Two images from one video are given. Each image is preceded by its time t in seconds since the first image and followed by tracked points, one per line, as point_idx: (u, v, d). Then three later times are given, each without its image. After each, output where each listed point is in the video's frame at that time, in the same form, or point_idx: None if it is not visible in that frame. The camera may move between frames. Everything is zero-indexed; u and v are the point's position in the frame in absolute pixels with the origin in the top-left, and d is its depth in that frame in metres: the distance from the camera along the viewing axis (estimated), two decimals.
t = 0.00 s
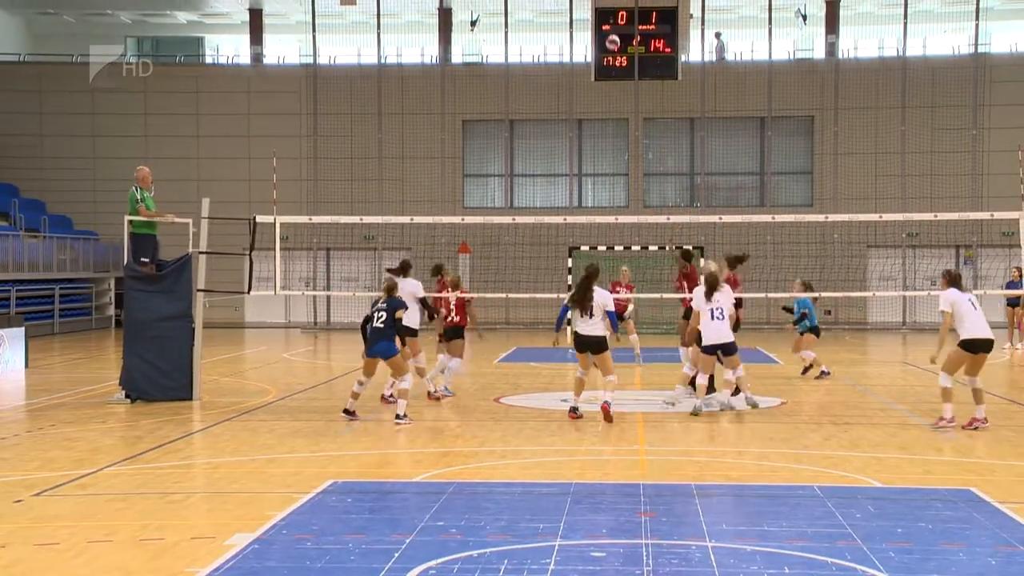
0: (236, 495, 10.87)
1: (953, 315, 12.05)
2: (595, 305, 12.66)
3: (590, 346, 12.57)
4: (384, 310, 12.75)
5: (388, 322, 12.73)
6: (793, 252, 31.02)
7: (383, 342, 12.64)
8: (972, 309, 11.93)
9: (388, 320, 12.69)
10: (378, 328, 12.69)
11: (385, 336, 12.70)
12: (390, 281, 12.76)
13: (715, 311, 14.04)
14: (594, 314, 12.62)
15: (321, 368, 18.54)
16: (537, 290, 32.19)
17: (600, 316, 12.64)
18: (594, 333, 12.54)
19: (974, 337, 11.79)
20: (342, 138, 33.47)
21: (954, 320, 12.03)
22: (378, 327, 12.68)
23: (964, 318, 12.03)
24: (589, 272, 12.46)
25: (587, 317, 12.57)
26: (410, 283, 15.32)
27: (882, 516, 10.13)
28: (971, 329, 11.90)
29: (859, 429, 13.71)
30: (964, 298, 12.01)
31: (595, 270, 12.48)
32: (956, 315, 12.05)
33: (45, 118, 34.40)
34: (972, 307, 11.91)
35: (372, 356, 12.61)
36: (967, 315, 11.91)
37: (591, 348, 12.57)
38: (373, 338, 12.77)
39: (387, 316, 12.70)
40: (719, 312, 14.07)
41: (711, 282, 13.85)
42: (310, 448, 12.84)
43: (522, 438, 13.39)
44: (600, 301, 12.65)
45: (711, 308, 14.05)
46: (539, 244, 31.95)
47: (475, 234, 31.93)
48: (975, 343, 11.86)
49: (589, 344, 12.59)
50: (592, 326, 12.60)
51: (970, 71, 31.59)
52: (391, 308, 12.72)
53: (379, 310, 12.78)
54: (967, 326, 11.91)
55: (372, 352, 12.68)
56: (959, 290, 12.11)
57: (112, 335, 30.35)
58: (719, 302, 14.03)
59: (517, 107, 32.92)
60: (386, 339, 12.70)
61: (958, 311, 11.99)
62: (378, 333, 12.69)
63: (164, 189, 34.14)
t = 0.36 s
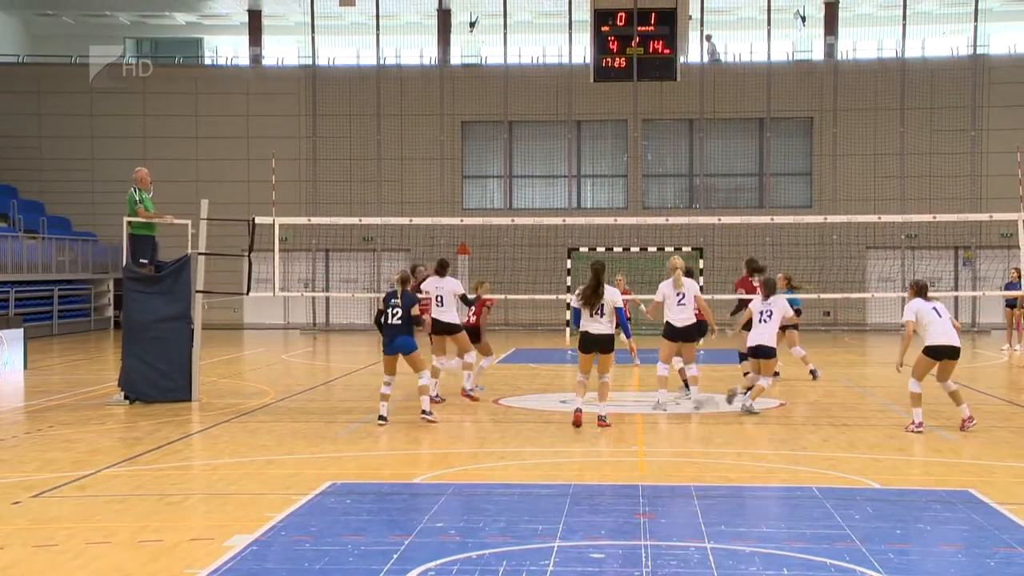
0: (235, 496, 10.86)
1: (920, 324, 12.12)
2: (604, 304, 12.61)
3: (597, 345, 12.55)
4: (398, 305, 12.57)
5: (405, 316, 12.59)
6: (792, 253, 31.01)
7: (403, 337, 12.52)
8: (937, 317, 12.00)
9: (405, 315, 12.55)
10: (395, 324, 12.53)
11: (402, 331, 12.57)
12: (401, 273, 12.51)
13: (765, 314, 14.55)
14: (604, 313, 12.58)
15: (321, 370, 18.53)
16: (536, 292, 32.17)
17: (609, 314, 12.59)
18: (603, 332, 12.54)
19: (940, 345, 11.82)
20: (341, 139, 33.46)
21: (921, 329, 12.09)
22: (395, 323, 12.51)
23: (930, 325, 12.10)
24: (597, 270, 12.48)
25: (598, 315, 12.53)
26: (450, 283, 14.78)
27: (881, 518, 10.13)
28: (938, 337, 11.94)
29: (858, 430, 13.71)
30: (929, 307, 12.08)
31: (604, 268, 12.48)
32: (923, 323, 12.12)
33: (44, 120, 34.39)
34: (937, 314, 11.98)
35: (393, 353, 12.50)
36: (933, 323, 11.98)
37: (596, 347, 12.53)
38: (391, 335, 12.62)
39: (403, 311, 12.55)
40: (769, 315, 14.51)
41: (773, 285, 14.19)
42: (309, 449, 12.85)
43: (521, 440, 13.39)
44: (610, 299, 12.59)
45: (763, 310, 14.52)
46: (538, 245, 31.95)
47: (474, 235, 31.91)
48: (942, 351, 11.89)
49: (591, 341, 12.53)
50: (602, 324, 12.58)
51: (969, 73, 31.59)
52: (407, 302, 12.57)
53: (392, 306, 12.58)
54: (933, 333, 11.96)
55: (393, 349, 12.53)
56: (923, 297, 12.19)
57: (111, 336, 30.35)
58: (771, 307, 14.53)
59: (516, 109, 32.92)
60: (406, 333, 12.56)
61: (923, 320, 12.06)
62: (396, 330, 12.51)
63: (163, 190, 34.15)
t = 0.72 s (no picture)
0: (228, 503, 10.84)
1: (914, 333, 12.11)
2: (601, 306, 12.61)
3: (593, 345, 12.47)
4: (417, 311, 12.53)
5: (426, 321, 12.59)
6: (785, 260, 31.05)
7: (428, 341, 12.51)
8: (930, 327, 11.98)
9: (427, 320, 12.56)
10: (415, 330, 12.46)
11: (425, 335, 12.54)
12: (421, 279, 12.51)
13: (822, 317, 14.31)
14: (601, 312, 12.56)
15: (314, 377, 18.52)
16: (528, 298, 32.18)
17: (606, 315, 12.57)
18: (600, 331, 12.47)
19: (933, 355, 11.82)
20: (334, 146, 33.44)
21: (914, 338, 12.08)
22: (418, 328, 12.46)
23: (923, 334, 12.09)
24: (590, 269, 12.56)
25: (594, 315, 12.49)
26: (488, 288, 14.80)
27: (874, 524, 10.13)
28: (930, 347, 11.94)
29: (851, 437, 13.73)
30: (923, 317, 12.07)
31: (596, 268, 12.57)
32: (916, 332, 12.10)
33: (37, 126, 34.37)
34: (931, 325, 11.96)
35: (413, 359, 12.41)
36: (926, 333, 11.97)
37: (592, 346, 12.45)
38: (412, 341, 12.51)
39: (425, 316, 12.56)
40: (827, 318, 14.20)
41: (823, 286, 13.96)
42: (302, 456, 12.83)
43: (514, 446, 13.40)
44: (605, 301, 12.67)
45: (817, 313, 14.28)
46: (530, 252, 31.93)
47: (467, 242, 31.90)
48: (935, 361, 11.90)
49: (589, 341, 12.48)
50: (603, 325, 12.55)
51: (962, 80, 31.65)
52: (428, 308, 12.60)
53: (413, 312, 12.51)
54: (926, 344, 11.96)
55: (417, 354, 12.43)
56: (918, 307, 12.18)
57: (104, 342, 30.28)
58: (826, 310, 14.26)
59: (510, 115, 32.93)
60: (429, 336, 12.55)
61: (916, 330, 12.04)
62: (420, 335, 12.47)
63: (157, 196, 34.13)
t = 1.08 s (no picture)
0: (214, 507, 10.81)
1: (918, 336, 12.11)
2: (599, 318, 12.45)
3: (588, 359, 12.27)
4: (396, 319, 12.46)
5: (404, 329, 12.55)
6: (772, 264, 31.15)
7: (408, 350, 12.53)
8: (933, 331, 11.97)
9: (405, 328, 12.52)
10: (393, 339, 12.43)
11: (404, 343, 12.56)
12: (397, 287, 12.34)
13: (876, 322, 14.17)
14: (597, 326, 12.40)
15: (303, 380, 18.49)
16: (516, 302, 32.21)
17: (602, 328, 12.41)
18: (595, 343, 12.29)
19: (936, 357, 11.75)
20: (323, 149, 33.39)
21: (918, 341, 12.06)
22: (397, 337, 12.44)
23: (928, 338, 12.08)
24: (588, 279, 12.46)
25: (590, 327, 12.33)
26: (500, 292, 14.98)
27: (862, 528, 10.14)
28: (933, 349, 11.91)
29: (838, 440, 13.75)
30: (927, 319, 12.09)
31: (594, 278, 12.48)
32: (920, 335, 12.11)
33: (27, 129, 34.31)
34: (935, 328, 11.96)
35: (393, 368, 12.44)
36: (930, 335, 11.96)
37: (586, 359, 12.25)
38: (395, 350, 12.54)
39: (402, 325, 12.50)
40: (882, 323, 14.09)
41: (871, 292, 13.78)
42: (290, 460, 12.80)
43: (503, 450, 13.39)
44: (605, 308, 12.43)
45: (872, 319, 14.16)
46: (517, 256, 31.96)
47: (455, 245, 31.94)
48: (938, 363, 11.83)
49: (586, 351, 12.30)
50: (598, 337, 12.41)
51: (949, 84, 31.78)
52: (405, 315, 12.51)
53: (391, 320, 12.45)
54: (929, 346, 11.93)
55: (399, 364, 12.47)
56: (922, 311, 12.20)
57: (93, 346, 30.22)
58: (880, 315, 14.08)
59: (498, 119, 32.95)
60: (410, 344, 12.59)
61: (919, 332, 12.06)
62: (400, 343, 12.47)
63: (145, 200, 34.09)
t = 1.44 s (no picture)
0: (198, 510, 10.79)
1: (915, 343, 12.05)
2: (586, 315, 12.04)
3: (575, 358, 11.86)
4: (354, 327, 12.51)
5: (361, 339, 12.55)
6: (756, 266, 31.19)
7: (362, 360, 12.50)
8: (931, 335, 11.93)
9: (362, 338, 12.54)
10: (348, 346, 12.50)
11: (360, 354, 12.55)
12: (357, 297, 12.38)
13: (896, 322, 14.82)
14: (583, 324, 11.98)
15: (288, 383, 18.46)
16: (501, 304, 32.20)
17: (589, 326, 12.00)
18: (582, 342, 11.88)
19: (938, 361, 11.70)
20: (308, 151, 33.36)
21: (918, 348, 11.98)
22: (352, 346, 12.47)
23: (927, 345, 12.02)
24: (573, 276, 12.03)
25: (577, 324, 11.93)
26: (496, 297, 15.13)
27: (845, 530, 10.17)
28: (933, 353, 11.82)
29: (822, 442, 13.80)
30: (923, 325, 12.06)
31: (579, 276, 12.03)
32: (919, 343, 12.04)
33: (11, 131, 34.18)
34: (933, 333, 11.93)
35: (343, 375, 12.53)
36: (930, 341, 11.90)
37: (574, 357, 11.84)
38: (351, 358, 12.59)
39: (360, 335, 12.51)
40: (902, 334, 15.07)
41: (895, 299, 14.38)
42: (274, 463, 12.78)
43: (487, 452, 13.40)
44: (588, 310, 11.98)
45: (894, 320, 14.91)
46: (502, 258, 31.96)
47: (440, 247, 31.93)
48: (939, 366, 11.73)
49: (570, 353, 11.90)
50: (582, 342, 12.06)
51: (931, 88, 31.95)
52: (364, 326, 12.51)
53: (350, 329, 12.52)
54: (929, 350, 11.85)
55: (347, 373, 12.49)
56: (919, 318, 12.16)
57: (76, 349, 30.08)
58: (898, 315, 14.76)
59: (483, 121, 32.96)
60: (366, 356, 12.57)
61: (917, 338, 12.01)
62: (353, 352, 12.50)
63: (130, 202, 33.98)
